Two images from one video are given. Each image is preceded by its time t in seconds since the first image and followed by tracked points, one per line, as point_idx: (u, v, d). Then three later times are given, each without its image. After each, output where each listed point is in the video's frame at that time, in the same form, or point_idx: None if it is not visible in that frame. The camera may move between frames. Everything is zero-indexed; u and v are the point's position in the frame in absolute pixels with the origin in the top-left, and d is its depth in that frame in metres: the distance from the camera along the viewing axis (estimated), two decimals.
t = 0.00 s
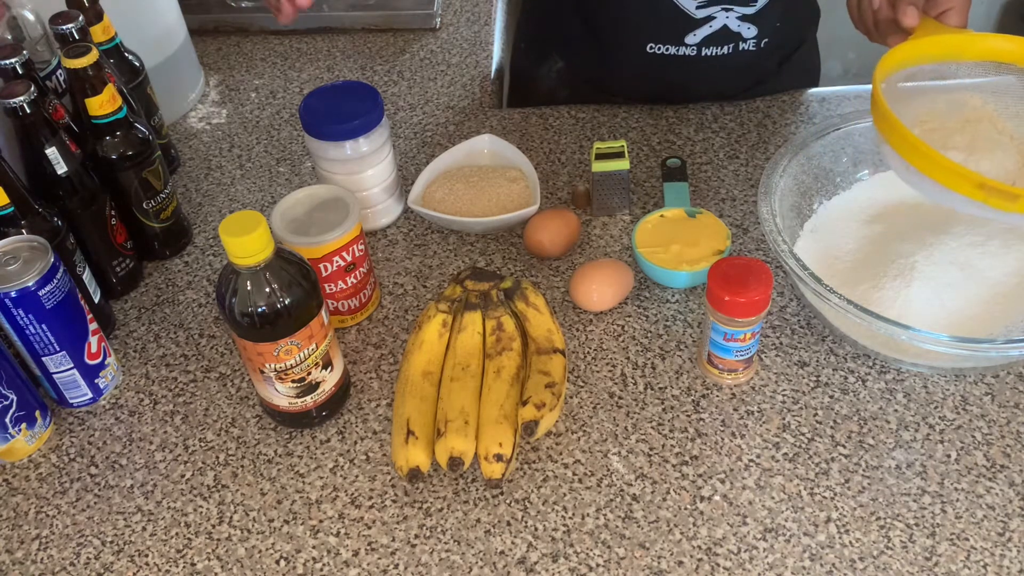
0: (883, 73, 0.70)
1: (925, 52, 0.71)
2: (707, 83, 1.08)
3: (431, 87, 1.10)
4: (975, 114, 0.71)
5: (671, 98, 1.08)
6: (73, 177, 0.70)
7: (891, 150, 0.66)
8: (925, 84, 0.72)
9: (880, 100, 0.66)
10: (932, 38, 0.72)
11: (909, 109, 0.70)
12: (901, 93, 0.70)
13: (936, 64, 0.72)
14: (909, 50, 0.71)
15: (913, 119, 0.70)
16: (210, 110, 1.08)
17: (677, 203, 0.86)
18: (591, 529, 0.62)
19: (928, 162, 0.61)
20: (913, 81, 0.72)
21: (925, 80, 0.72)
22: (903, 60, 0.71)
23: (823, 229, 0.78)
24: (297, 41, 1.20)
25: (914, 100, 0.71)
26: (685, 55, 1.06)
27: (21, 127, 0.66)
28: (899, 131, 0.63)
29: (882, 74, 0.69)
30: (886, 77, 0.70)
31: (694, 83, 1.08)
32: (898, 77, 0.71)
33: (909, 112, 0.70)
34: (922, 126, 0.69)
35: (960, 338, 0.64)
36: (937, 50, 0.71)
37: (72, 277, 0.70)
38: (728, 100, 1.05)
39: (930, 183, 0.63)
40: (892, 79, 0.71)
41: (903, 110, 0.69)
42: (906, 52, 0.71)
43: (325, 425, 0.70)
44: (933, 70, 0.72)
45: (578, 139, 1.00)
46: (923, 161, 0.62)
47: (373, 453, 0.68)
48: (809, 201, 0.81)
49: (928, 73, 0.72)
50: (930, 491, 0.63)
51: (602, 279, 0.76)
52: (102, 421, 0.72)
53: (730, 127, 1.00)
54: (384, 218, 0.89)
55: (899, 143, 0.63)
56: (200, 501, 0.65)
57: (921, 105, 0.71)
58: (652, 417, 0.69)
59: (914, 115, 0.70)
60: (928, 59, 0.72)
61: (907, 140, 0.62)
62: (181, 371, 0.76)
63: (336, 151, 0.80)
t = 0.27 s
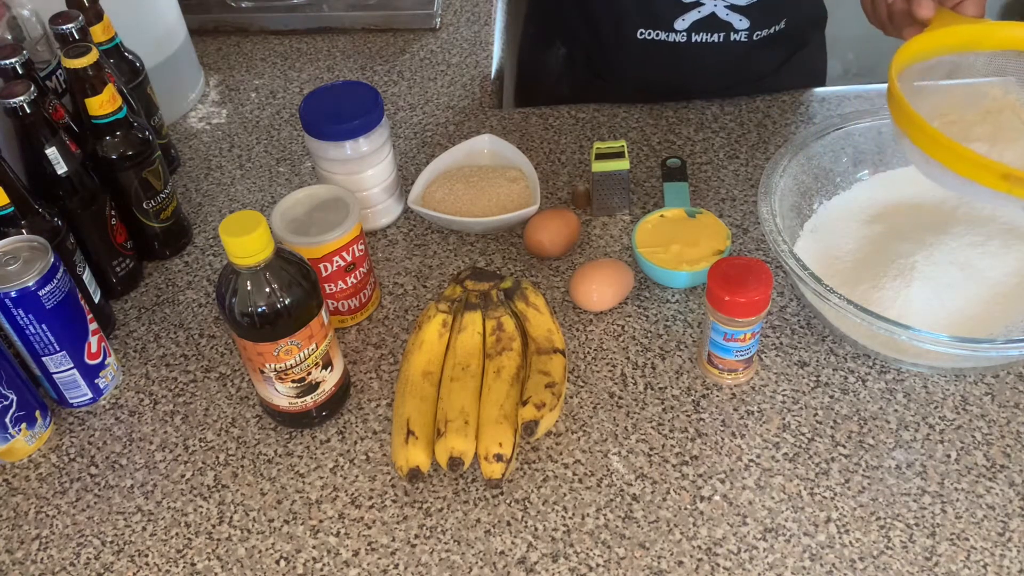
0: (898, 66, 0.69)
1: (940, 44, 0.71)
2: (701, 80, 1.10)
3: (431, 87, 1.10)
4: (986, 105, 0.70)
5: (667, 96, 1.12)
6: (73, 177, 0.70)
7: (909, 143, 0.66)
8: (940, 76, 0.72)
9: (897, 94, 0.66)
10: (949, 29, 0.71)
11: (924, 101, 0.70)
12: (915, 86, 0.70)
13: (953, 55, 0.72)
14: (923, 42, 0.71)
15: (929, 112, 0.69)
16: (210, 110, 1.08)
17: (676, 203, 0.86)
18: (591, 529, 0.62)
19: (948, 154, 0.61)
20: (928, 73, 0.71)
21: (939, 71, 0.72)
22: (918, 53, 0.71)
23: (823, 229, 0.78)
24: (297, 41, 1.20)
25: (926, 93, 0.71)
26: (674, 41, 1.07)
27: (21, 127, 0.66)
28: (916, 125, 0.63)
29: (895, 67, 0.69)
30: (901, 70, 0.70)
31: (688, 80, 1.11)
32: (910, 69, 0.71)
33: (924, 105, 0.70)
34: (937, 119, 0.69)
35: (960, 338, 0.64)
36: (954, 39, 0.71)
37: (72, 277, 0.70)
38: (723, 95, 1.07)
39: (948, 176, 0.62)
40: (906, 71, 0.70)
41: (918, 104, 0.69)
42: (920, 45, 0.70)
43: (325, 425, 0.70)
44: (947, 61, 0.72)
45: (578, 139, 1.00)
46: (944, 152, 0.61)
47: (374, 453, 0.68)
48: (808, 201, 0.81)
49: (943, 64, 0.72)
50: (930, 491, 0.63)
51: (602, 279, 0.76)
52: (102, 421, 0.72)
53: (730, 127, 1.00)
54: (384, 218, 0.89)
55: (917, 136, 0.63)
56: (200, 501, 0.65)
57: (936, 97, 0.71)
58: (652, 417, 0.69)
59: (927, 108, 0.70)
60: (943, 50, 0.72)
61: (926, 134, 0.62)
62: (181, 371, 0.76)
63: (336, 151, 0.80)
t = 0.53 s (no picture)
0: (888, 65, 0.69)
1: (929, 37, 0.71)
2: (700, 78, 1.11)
3: (431, 87, 1.10)
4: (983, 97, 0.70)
5: (667, 93, 1.12)
6: (73, 177, 0.70)
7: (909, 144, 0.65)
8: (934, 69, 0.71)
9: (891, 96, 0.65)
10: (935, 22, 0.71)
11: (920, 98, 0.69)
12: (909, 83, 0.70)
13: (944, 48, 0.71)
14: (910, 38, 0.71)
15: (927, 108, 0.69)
16: (210, 110, 1.08)
17: (676, 203, 0.86)
18: (591, 529, 0.62)
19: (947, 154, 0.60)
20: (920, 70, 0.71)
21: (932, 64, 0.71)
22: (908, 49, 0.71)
23: (823, 229, 0.78)
24: (297, 41, 1.20)
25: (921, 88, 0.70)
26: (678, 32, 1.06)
27: (22, 127, 0.66)
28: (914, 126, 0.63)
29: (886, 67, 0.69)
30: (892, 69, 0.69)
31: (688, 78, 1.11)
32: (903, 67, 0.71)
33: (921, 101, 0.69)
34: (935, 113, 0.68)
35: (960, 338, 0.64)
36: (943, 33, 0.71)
37: (72, 277, 0.70)
38: (722, 95, 1.07)
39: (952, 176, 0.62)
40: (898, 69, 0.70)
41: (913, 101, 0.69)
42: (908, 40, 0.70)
43: (325, 425, 0.70)
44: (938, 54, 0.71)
45: (578, 139, 1.00)
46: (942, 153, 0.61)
47: (374, 453, 0.68)
48: (808, 201, 0.80)
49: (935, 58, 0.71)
50: (930, 491, 0.63)
51: (602, 279, 0.76)
52: (102, 421, 0.72)
53: (730, 127, 1.00)
54: (384, 218, 0.89)
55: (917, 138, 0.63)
56: (200, 501, 0.65)
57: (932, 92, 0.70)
58: (652, 417, 0.69)
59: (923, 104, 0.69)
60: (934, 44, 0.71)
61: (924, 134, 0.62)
62: (181, 371, 0.76)
63: (336, 151, 0.80)
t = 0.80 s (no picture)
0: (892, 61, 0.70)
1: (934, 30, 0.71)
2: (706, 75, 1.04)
3: (431, 87, 1.10)
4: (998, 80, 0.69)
5: (668, 93, 1.06)
6: (73, 177, 0.70)
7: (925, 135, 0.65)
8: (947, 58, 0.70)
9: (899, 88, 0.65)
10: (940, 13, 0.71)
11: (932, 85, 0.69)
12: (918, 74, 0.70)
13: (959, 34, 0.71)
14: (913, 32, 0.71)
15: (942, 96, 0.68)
16: (210, 110, 1.08)
17: (676, 203, 0.86)
18: (591, 529, 0.62)
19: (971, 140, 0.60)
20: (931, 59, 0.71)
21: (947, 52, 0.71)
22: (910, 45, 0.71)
23: (822, 229, 0.78)
24: (297, 41, 1.20)
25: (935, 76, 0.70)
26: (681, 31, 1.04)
27: (22, 127, 0.66)
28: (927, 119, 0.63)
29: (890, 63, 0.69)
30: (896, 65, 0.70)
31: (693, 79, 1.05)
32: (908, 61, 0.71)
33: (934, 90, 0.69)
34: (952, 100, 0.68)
35: (960, 338, 0.64)
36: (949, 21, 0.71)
37: (72, 277, 0.70)
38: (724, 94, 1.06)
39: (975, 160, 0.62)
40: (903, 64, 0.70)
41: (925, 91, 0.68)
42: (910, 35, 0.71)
43: (325, 425, 0.70)
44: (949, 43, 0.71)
45: (578, 139, 0.99)
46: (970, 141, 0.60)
47: (374, 453, 0.68)
48: (809, 201, 0.80)
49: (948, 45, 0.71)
50: (930, 491, 0.63)
51: (602, 279, 0.76)
52: (102, 421, 0.72)
53: (730, 127, 0.99)
54: (384, 218, 0.88)
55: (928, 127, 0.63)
56: (200, 501, 0.65)
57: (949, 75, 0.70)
58: (652, 417, 0.69)
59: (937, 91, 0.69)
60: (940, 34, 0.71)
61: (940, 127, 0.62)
62: (181, 371, 0.76)
63: (337, 151, 0.80)
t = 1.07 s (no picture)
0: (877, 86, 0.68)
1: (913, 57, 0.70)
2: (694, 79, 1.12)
3: (431, 87, 1.10)
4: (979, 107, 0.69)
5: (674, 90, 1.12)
6: (73, 177, 0.70)
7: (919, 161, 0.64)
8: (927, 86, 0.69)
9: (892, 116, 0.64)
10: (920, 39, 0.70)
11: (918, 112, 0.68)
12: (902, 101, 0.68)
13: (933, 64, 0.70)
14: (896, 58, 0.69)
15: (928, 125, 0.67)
16: (210, 110, 1.08)
17: (676, 202, 0.86)
18: (591, 529, 0.62)
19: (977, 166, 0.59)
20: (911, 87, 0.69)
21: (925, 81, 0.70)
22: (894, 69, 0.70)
23: (822, 229, 0.78)
24: (297, 41, 1.20)
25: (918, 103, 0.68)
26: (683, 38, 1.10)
27: (21, 127, 0.66)
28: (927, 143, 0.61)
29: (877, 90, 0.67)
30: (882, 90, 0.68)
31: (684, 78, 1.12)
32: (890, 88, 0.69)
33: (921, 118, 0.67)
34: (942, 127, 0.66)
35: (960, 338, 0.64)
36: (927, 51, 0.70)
37: (72, 277, 0.70)
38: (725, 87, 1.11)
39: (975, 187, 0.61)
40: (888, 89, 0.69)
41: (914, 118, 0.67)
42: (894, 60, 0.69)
43: (325, 425, 0.70)
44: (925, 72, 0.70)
45: (578, 139, 1.00)
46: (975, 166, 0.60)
47: (374, 453, 0.68)
48: (809, 201, 0.80)
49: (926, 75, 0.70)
50: (930, 491, 0.63)
51: (602, 279, 0.76)
52: (102, 421, 0.72)
53: (730, 127, 0.99)
54: (384, 218, 0.88)
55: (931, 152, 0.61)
56: (200, 501, 0.65)
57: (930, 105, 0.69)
58: (652, 417, 0.69)
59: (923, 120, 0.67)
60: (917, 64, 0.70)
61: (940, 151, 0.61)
62: (181, 371, 0.76)
63: (336, 151, 0.80)
